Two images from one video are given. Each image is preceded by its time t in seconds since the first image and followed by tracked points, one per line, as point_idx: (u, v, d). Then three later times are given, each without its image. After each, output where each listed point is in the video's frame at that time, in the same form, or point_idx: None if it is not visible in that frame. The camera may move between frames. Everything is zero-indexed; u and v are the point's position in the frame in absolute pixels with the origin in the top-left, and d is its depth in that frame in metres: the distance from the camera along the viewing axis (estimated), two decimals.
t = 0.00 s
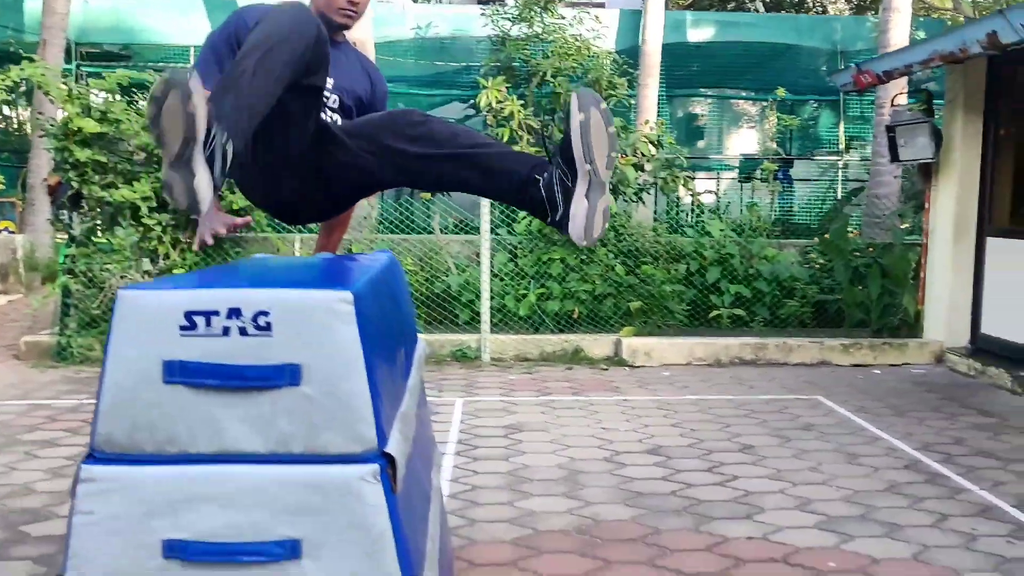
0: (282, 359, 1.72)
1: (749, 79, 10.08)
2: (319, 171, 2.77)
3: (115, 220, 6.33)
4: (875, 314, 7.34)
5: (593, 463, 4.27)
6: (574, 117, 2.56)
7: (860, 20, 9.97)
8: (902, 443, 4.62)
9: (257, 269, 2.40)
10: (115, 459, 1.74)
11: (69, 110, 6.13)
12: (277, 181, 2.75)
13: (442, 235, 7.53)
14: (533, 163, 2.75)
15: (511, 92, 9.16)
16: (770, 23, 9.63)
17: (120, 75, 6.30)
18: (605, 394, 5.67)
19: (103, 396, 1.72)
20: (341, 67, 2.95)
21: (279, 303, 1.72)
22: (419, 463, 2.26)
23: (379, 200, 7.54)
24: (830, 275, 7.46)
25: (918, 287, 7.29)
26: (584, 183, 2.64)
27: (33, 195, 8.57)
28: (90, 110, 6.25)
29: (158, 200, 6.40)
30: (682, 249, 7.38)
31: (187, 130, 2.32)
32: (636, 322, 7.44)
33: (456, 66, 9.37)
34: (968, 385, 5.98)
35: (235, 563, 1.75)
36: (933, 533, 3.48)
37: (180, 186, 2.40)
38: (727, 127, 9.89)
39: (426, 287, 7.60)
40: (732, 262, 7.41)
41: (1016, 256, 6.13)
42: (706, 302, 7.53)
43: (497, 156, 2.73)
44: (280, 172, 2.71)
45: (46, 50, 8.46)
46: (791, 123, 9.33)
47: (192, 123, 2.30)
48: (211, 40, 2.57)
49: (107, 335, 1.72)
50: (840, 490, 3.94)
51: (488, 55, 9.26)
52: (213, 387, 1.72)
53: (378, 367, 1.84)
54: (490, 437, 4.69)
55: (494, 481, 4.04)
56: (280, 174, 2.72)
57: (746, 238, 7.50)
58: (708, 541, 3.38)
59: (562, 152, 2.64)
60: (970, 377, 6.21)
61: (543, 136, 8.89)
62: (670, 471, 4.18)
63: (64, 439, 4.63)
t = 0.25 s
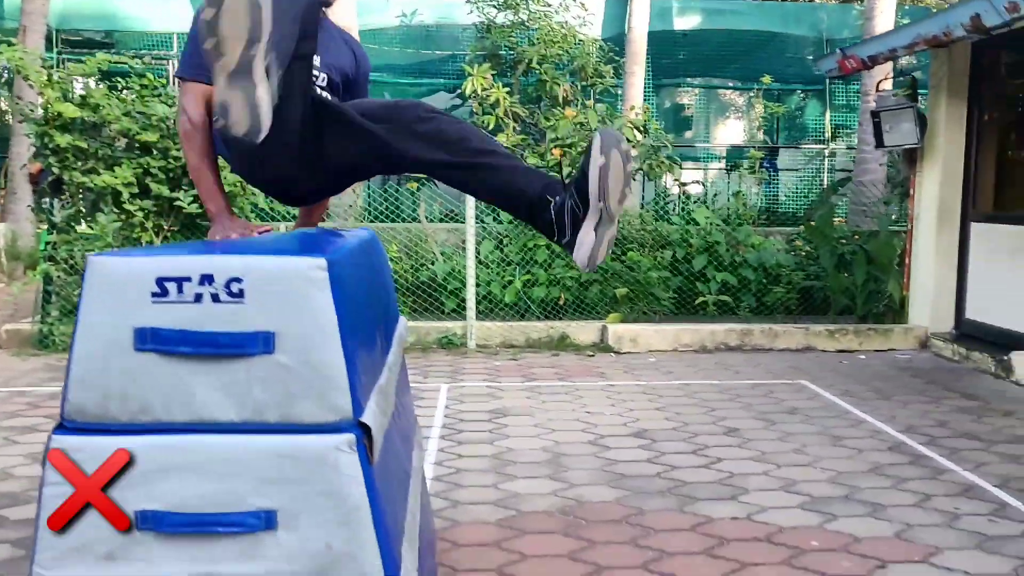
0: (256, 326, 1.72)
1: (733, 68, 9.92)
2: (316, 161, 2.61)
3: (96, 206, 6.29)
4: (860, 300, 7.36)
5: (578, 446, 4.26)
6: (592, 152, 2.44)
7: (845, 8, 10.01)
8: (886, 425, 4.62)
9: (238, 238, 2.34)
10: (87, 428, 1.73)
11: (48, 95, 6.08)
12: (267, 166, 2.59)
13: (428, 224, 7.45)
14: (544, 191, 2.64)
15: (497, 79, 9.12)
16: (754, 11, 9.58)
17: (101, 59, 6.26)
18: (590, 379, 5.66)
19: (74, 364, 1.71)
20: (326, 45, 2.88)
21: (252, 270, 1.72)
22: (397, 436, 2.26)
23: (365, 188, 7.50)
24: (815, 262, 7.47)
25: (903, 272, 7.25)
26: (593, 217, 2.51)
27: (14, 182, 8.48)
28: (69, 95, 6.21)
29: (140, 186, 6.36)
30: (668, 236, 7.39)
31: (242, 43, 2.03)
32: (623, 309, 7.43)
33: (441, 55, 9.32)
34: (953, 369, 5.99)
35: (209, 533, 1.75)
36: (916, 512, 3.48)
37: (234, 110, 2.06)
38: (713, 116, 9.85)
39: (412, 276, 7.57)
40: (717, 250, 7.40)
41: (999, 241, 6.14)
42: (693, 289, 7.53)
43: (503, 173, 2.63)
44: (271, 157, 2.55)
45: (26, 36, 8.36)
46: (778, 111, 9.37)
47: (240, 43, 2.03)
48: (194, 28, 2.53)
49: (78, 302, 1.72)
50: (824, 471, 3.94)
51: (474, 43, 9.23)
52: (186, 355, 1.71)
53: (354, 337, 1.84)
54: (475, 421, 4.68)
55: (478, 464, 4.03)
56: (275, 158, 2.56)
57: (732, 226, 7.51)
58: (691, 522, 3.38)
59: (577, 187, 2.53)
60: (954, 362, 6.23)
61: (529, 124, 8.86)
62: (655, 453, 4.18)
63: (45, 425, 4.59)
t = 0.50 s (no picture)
0: (239, 298, 1.71)
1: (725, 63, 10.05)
2: (323, 154, 2.37)
3: (86, 197, 6.26)
4: (853, 291, 7.32)
5: (569, 434, 4.25)
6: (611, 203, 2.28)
7: None
8: (878, 413, 4.62)
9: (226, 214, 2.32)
10: (67, 401, 1.72)
11: (38, 85, 6.05)
12: (271, 154, 2.39)
13: (421, 216, 7.46)
14: (556, 210, 2.28)
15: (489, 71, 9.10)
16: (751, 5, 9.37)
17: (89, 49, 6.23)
18: (583, 369, 5.66)
19: (54, 336, 1.70)
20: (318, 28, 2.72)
21: (235, 241, 1.71)
22: (386, 414, 2.27)
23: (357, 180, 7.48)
24: (808, 253, 7.49)
25: (895, 263, 7.25)
26: (599, 257, 2.27)
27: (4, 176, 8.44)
28: (58, 85, 6.18)
29: (131, 177, 6.34)
30: (661, 229, 7.39)
31: None
32: (615, 299, 7.45)
33: (434, 48, 9.30)
34: (945, 358, 6.00)
35: (191, 509, 1.74)
36: (907, 497, 3.47)
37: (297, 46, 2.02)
38: (707, 111, 10.08)
39: (404, 269, 7.55)
40: (710, 241, 7.40)
41: (990, 230, 6.15)
42: (686, 280, 7.54)
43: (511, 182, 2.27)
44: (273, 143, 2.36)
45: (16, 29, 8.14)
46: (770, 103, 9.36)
47: None
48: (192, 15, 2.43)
49: (58, 273, 1.71)
50: (816, 458, 3.94)
51: (466, 35, 9.20)
52: (167, 327, 1.70)
53: (339, 313, 1.83)
54: (466, 410, 4.67)
55: (469, 451, 4.02)
56: (278, 142, 2.36)
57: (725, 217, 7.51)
58: (683, 507, 3.37)
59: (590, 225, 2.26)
60: (946, 351, 6.24)
61: (522, 116, 8.84)
62: (646, 440, 4.17)
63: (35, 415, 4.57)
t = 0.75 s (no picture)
0: (224, 266, 1.70)
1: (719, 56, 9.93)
2: (330, 139, 2.35)
3: (76, 187, 6.24)
4: (846, 281, 7.32)
5: (561, 421, 4.25)
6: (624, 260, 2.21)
7: None
8: (870, 400, 4.62)
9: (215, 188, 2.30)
10: (49, 372, 1.70)
11: (27, 75, 6.04)
12: (279, 146, 2.35)
13: (414, 207, 7.42)
14: (567, 243, 2.25)
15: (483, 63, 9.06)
16: None
17: (80, 38, 6.21)
18: (576, 358, 5.65)
19: (36, 306, 1.68)
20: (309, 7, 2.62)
21: (219, 209, 1.71)
22: (374, 391, 2.25)
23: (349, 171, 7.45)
24: (802, 245, 7.48)
25: (889, 253, 7.24)
26: (598, 300, 2.23)
27: None
28: (49, 75, 6.17)
29: (121, 167, 6.33)
30: (654, 220, 7.39)
31: None
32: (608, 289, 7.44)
33: (428, 41, 9.26)
34: (937, 347, 6.00)
35: (173, 481, 1.72)
36: (899, 481, 3.47)
37: None
38: (701, 105, 9.84)
39: (397, 262, 7.52)
40: (704, 233, 7.40)
41: (983, 220, 6.14)
42: (679, 272, 7.53)
43: (523, 203, 2.23)
44: (282, 138, 2.30)
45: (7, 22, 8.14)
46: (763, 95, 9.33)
47: None
48: None
49: (40, 243, 1.69)
50: (808, 443, 3.93)
51: (459, 28, 9.17)
52: (151, 296, 1.69)
53: (326, 284, 1.82)
54: (458, 397, 4.66)
55: (460, 437, 4.00)
56: (287, 137, 2.30)
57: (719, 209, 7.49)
58: (673, 490, 3.36)
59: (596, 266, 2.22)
60: (939, 341, 6.24)
61: (515, 109, 8.81)
62: (638, 426, 4.16)
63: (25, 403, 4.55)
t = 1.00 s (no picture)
0: (210, 241, 1.68)
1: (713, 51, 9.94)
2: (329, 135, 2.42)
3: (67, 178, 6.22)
4: (839, 273, 7.35)
5: (552, 409, 4.24)
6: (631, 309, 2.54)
7: None
8: (862, 389, 4.62)
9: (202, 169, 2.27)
10: (31, 347, 1.67)
11: (18, 64, 6.02)
12: (279, 142, 2.35)
13: (407, 200, 7.36)
14: (566, 271, 2.51)
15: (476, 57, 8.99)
16: None
17: (71, 27, 6.18)
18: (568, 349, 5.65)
19: (18, 281, 1.65)
20: None
21: (204, 183, 1.68)
22: (360, 372, 2.24)
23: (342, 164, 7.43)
24: (795, 239, 7.47)
25: (881, 246, 7.24)
26: (591, 331, 2.57)
27: None
28: (40, 64, 6.14)
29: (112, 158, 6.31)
30: (646, 213, 7.41)
31: None
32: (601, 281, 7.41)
33: (421, 35, 9.23)
34: (929, 339, 6.00)
35: (155, 458, 1.70)
36: (889, 468, 3.46)
37: None
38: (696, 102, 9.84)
39: (390, 255, 7.50)
40: (696, 227, 7.42)
41: (975, 212, 6.15)
42: (673, 266, 7.53)
43: (525, 219, 2.42)
44: (285, 134, 2.31)
45: None
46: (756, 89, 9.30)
47: None
48: None
49: (21, 217, 1.66)
50: (800, 431, 3.93)
51: (453, 21, 9.14)
52: (136, 271, 1.66)
53: (313, 258, 1.80)
54: (449, 386, 4.65)
55: (450, 425, 4.00)
56: (290, 132, 2.31)
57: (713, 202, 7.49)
58: (664, 477, 3.35)
59: (596, 308, 2.53)
60: (931, 332, 6.25)
61: (509, 102, 8.80)
62: (629, 415, 4.16)
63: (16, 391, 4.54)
